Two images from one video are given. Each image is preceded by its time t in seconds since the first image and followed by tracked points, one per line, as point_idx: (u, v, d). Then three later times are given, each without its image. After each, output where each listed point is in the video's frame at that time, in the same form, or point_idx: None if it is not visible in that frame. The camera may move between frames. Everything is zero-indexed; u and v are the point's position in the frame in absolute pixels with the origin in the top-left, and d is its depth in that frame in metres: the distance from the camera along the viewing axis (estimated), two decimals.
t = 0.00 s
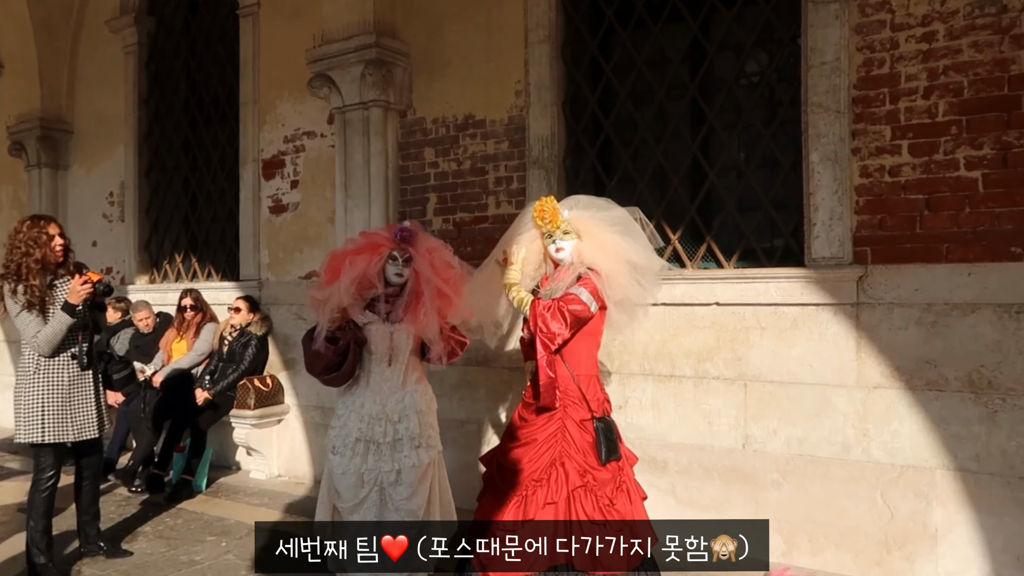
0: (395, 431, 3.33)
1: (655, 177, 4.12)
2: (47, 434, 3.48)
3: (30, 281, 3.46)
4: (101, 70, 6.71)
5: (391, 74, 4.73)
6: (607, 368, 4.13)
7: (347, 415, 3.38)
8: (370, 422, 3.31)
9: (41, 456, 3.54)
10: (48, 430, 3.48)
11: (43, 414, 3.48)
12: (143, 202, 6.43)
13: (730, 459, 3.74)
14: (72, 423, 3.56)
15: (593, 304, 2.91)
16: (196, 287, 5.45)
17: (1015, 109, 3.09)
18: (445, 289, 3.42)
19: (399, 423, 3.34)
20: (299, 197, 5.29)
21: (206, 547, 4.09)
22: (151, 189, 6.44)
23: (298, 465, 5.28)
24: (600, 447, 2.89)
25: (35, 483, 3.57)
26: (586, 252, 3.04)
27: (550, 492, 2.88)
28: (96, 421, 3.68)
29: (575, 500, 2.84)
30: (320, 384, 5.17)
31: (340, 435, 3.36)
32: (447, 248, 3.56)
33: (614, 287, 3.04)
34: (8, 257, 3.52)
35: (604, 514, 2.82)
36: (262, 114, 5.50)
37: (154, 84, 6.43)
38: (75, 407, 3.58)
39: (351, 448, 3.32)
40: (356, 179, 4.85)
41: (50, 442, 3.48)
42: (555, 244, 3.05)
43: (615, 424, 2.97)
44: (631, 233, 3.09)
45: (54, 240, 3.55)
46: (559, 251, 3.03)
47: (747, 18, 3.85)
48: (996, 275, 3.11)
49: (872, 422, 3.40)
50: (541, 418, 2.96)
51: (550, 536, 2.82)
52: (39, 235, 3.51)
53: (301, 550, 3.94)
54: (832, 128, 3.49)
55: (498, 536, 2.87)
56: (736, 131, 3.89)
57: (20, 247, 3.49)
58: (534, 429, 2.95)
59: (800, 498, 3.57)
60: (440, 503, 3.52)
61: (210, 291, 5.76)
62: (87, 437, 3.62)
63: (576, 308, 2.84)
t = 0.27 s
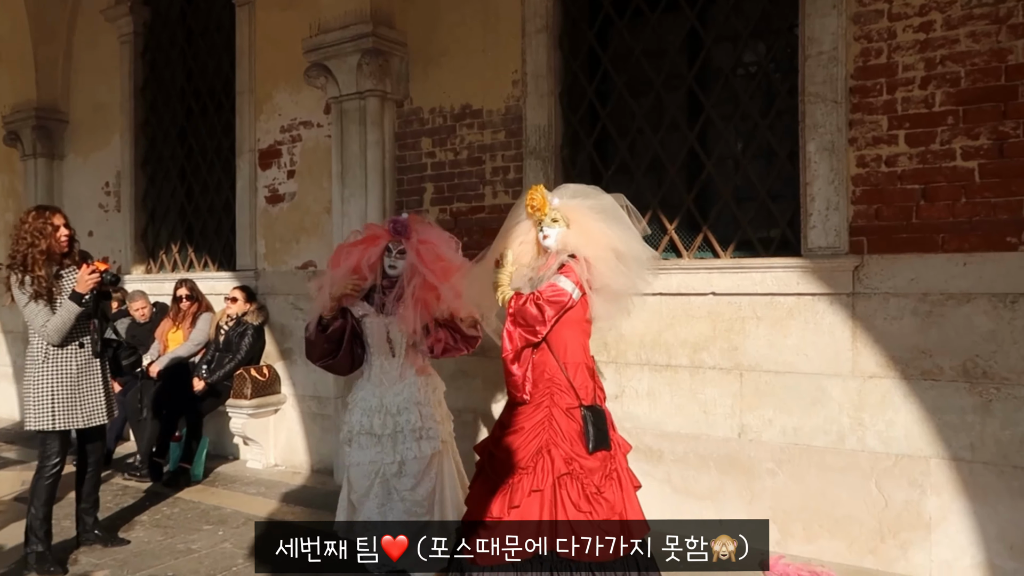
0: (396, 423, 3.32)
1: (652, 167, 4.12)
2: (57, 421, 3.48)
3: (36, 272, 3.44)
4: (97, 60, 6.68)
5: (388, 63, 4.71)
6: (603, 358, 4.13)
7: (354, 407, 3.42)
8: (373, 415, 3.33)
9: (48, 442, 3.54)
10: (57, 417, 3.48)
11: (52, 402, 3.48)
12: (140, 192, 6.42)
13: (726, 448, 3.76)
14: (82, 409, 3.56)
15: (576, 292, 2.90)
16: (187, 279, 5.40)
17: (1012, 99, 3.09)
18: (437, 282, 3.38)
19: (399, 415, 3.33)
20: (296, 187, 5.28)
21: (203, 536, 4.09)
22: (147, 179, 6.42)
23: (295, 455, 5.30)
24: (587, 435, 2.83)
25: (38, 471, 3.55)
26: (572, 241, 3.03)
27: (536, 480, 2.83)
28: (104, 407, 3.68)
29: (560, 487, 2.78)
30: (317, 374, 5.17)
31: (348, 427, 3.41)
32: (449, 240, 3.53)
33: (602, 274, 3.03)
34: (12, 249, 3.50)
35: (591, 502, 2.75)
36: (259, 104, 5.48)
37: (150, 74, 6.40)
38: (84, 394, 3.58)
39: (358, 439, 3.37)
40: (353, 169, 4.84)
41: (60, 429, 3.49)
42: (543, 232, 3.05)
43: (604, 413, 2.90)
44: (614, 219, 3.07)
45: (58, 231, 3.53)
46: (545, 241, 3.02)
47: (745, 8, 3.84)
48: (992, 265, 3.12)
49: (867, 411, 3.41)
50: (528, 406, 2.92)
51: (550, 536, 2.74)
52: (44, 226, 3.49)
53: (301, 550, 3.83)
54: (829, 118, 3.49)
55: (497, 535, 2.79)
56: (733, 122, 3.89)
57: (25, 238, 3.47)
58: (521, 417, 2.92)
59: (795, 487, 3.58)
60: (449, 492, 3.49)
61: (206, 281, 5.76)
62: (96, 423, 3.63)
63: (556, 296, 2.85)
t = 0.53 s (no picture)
0: (398, 415, 3.32)
1: (648, 157, 4.11)
2: (62, 409, 3.49)
3: (39, 267, 3.43)
4: (90, 46, 6.64)
5: (384, 51, 4.69)
6: (598, 347, 4.14)
7: (360, 401, 3.43)
8: (376, 408, 3.35)
9: (64, 431, 3.51)
10: (60, 405, 3.49)
11: (56, 391, 3.49)
12: (134, 180, 6.40)
13: (720, 438, 3.77)
14: (86, 397, 3.57)
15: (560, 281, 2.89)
16: (185, 269, 5.42)
17: (1008, 89, 3.09)
18: (418, 274, 3.30)
19: (401, 407, 3.32)
20: (291, 176, 5.26)
21: (199, 524, 4.10)
22: (141, 167, 6.39)
23: (291, 444, 5.31)
24: (569, 425, 2.79)
25: (50, 458, 3.55)
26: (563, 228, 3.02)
27: (515, 468, 2.82)
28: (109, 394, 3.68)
29: (538, 475, 2.76)
30: (312, 363, 5.17)
31: (355, 421, 3.43)
32: (441, 234, 3.45)
33: (590, 263, 3.03)
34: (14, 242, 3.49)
35: (569, 492, 2.72)
36: (254, 92, 5.46)
37: (144, 62, 6.36)
38: (87, 382, 3.58)
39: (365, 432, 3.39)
40: (348, 158, 4.83)
41: (65, 417, 3.51)
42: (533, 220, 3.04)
43: (591, 403, 2.84)
44: (601, 208, 3.08)
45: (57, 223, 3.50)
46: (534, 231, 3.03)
47: None
48: (986, 255, 3.13)
49: (861, 400, 3.42)
50: (513, 394, 2.92)
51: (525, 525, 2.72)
52: (44, 219, 3.48)
53: (302, 550, 3.73)
54: (826, 107, 3.48)
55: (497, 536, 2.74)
56: (729, 111, 3.88)
57: (25, 232, 3.45)
58: (506, 405, 2.92)
59: (789, 476, 3.60)
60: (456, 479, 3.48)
61: (201, 270, 5.74)
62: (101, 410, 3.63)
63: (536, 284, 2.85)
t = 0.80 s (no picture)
0: (397, 409, 3.32)
1: (645, 150, 4.11)
2: (57, 405, 3.51)
3: (39, 265, 3.42)
4: (85, 38, 6.61)
5: (380, 44, 4.68)
6: (594, 341, 4.14)
7: (360, 392, 3.44)
8: (375, 401, 3.35)
9: (59, 425, 3.53)
10: (55, 400, 3.50)
11: (52, 387, 3.50)
12: (130, 172, 6.37)
13: (716, 431, 3.78)
14: (82, 392, 3.57)
15: (550, 273, 2.94)
16: (180, 261, 5.41)
17: (1004, 83, 3.10)
18: (411, 277, 3.26)
19: (401, 401, 3.32)
20: (288, 169, 5.25)
21: (196, 517, 4.11)
22: (137, 159, 6.37)
23: (287, 437, 5.31)
24: (554, 419, 2.84)
25: (48, 451, 3.56)
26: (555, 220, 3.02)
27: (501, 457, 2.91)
28: (109, 390, 3.66)
29: (519, 466, 2.84)
30: (309, 356, 5.18)
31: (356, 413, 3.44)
32: (440, 234, 3.40)
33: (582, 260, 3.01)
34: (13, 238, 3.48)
35: (548, 484, 2.79)
36: (249, 84, 5.44)
37: (140, 53, 6.33)
38: (83, 379, 3.58)
39: (365, 424, 3.39)
40: (345, 150, 4.81)
41: (61, 413, 3.52)
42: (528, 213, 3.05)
43: (579, 399, 2.89)
44: (592, 200, 3.06)
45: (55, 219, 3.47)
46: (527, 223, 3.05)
47: None
48: (981, 249, 3.14)
49: (857, 394, 3.44)
50: (506, 386, 3.01)
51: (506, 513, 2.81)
52: (44, 215, 3.46)
53: (302, 550, 3.63)
54: (822, 101, 3.48)
55: (497, 537, 2.80)
56: (726, 105, 3.88)
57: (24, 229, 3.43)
58: (499, 396, 3.01)
59: (784, 470, 3.61)
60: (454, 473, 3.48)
61: (197, 263, 5.73)
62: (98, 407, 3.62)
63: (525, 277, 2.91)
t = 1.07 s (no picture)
0: (393, 406, 3.32)
1: (645, 149, 4.11)
2: (60, 414, 3.45)
3: (46, 274, 3.38)
4: (85, 36, 6.60)
5: (380, 42, 4.68)
6: (595, 339, 4.15)
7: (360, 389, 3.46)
8: (373, 397, 3.36)
9: (64, 432, 3.47)
10: (59, 410, 3.44)
11: (56, 396, 3.44)
12: (130, 170, 6.37)
13: (716, 429, 3.79)
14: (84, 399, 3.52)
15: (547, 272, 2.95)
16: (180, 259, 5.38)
17: (1003, 82, 3.10)
18: (421, 287, 3.24)
19: (397, 398, 3.33)
20: (288, 167, 5.25)
21: (197, 514, 4.12)
22: (137, 157, 6.37)
23: (287, 435, 5.32)
24: (553, 419, 2.85)
25: (52, 459, 3.50)
26: (555, 217, 3.02)
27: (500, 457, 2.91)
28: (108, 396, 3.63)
29: (517, 465, 2.85)
30: (309, 354, 5.18)
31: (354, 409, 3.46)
32: (454, 245, 3.36)
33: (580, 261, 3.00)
34: (12, 246, 3.41)
35: (547, 484, 2.80)
36: (249, 82, 5.44)
37: (139, 51, 6.33)
38: (85, 385, 3.54)
39: (362, 420, 3.41)
40: (345, 148, 4.81)
41: (66, 421, 3.47)
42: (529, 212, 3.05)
43: (577, 397, 2.89)
44: (589, 198, 3.05)
45: (55, 226, 3.43)
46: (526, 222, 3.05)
47: None
48: (981, 248, 3.14)
49: (856, 392, 3.45)
50: (505, 385, 3.02)
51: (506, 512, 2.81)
52: (48, 222, 3.41)
53: (302, 550, 3.62)
54: (822, 100, 3.48)
55: (497, 536, 2.82)
56: (726, 103, 3.88)
57: (27, 238, 3.38)
58: (498, 395, 3.02)
59: (784, 468, 3.62)
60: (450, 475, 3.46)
61: (197, 261, 5.73)
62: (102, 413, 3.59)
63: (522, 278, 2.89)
